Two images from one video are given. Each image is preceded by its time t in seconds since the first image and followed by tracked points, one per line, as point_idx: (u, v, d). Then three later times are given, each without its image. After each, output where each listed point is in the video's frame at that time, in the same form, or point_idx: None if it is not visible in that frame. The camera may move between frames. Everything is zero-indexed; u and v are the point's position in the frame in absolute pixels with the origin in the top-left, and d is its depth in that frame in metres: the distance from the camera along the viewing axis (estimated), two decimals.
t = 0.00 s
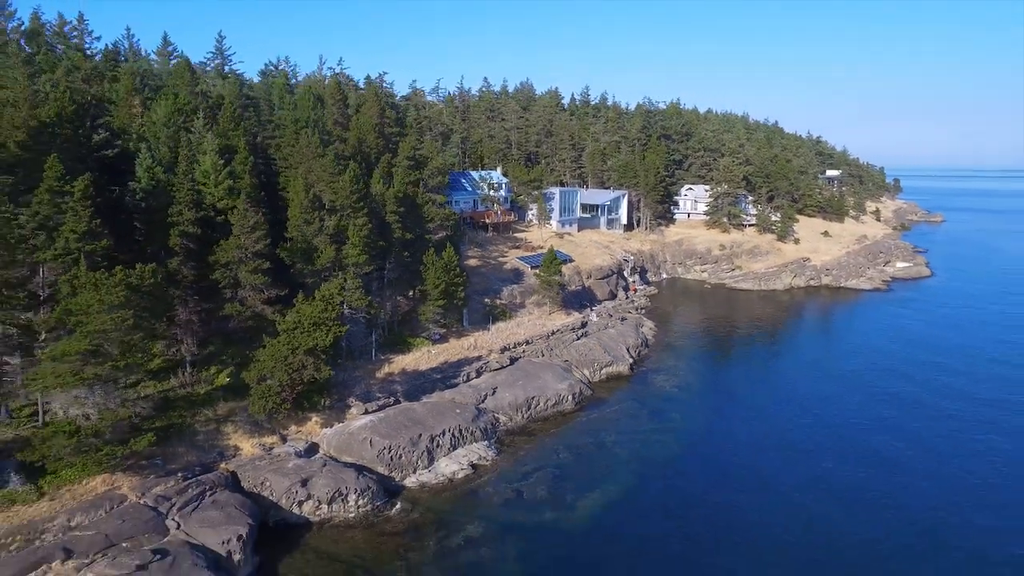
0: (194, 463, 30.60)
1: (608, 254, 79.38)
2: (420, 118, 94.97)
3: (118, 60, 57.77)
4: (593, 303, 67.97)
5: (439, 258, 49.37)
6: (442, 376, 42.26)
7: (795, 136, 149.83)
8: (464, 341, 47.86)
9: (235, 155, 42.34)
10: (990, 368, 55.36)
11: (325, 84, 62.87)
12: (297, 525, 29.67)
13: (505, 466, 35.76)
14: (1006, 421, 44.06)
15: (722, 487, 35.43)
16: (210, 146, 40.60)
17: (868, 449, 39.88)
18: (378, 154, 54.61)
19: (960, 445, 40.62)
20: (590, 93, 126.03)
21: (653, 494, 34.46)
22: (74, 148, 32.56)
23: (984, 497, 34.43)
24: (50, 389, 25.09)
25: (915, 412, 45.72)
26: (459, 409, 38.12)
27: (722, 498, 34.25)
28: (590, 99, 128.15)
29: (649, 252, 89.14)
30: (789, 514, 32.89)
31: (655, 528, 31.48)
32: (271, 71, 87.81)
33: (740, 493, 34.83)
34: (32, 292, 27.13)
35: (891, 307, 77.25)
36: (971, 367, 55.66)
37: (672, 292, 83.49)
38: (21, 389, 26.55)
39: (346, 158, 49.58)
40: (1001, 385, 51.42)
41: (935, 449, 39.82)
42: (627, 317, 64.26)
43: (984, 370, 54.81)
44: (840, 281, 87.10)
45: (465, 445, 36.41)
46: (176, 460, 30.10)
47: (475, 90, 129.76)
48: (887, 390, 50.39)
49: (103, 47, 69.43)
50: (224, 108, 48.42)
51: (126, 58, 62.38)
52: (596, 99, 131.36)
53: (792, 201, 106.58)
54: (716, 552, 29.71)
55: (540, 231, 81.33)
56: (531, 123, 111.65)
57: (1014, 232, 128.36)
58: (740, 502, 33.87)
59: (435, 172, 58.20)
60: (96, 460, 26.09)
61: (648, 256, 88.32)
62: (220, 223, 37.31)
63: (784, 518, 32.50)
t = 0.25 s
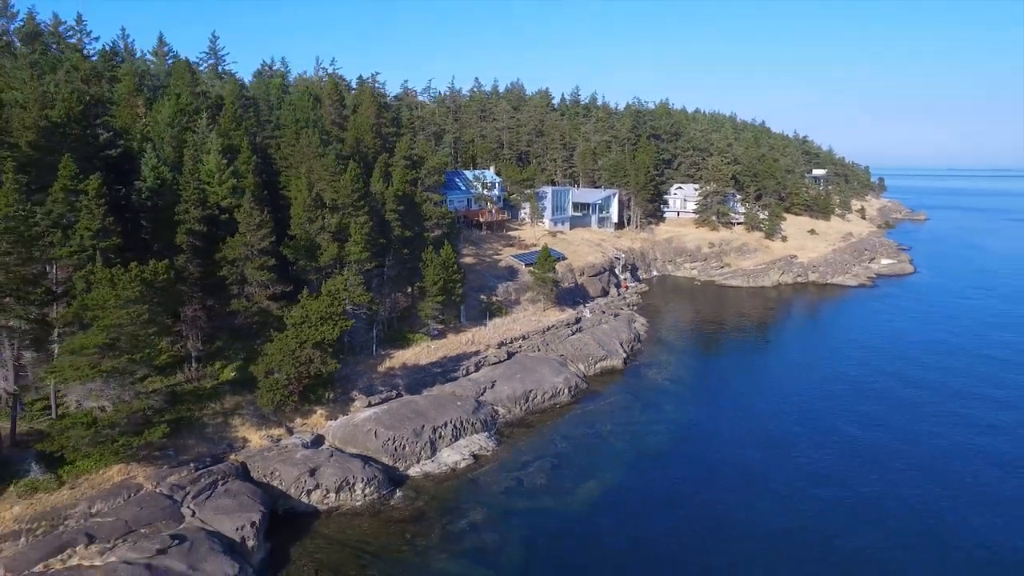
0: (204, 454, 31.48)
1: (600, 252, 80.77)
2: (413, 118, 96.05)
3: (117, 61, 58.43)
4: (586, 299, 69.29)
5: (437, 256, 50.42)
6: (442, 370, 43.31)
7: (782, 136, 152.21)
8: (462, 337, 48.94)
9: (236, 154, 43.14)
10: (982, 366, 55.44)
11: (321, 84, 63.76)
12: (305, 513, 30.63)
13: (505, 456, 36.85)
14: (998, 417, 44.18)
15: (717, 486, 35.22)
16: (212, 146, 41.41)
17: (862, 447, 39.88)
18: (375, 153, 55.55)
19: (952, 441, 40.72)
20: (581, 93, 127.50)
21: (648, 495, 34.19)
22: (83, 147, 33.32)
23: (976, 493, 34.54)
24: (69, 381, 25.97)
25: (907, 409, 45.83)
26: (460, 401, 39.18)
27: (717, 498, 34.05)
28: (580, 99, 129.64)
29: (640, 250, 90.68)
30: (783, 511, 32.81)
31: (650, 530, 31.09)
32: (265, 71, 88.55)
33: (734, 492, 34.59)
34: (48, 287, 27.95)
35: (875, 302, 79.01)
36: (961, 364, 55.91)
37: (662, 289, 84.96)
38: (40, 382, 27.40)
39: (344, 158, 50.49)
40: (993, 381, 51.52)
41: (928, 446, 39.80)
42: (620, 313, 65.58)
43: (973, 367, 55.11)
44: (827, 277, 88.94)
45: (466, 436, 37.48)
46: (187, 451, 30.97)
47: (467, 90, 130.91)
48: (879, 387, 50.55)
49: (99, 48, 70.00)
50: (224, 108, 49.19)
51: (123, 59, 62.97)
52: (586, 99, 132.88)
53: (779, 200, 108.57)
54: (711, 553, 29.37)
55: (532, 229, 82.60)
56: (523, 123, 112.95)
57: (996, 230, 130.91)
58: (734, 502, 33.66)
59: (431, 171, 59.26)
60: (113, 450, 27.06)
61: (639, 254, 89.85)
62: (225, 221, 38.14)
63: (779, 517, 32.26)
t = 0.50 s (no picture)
0: (215, 445, 32.45)
1: (591, 249, 82.23)
2: (405, 118, 97.04)
3: (114, 61, 59.01)
4: (578, 296, 70.70)
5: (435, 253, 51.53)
6: (441, 364, 44.47)
7: (769, 135, 154.64)
8: (460, 332, 50.09)
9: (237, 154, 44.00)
10: (965, 362, 56.73)
11: (317, 85, 64.63)
12: (313, 501, 31.66)
13: (504, 446, 38.04)
14: (980, 411, 45.36)
15: (715, 485, 35.41)
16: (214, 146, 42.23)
17: (855, 444, 40.38)
18: (372, 153, 56.56)
19: (942, 438, 41.39)
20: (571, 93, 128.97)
21: (647, 494, 34.28)
22: (92, 147, 34.11)
23: (968, 490, 35.04)
24: (87, 373, 26.86)
25: (893, 403, 46.92)
26: (460, 393, 40.32)
27: (715, 497, 34.21)
28: (570, 99, 131.08)
29: (630, 248, 92.28)
30: (781, 510, 33.11)
31: (650, 530, 31.12)
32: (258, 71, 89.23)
33: (732, 491, 34.79)
34: (65, 282, 28.85)
35: (859, 299, 81.00)
36: (945, 360, 57.18)
37: (652, 286, 86.54)
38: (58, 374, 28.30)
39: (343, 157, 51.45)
40: (975, 377, 52.75)
41: (914, 440, 40.82)
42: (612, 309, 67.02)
43: (960, 363, 55.99)
44: (812, 274, 90.95)
45: (467, 427, 38.65)
46: (198, 442, 31.93)
47: (457, 90, 132.01)
48: (869, 384, 51.32)
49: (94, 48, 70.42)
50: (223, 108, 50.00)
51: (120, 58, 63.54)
52: (576, 100, 134.41)
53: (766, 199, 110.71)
54: (706, 544, 30.08)
55: (525, 228, 83.90)
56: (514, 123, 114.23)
57: (975, 228, 134.04)
58: (733, 501, 33.85)
59: (427, 171, 60.36)
60: (129, 440, 27.89)
61: (629, 252, 91.43)
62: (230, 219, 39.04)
63: (777, 515, 32.53)
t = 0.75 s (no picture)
0: (223, 437, 33.32)
1: (582, 247, 83.51)
2: (397, 118, 97.77)
3: (109, 61, 59.39)
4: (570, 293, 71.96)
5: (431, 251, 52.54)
6: (440, 358, 45.51)
7: (756, 135, 156.81)
8: (457, 327, 51.14)
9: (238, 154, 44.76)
10: (947, 356, 58.41)
11: (312, 85, 65.34)
12: (319, 490, 32.60)
13: (502, 437, 39.13)
14: (960, 404, 46.92)
15: (708, 478, 36.23)
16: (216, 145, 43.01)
17: (840, 435, 41.80)
18: (368, 152, 57.43)
19: (923, 429, 42.90)
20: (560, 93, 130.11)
21: (640, 483, 35.44)
22: (99, 146, 34.82)
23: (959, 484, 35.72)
24: (101, 366, 27.66)
25: (876, 397, 48.41)
26: (459, 386, 41.38)
27: (709, 490, 35.00)
28: (559, 99, 132.26)
29: (620, 246, 93.67)
30: (776, 504, 33.64)
31: (646, 521, 31.87)
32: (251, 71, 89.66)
33: (725, 484, 35.61)
34: (77, 278, 29.76)
35: (844, 295, 82.86)
36: (927, 355, 58.87)
37: (642, 283, 87.94)
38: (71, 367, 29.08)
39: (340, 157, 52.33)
40: (956, 371, 54.43)
41: (896, 432, 42.27)
42: (604, 306, 68.30)
43: (941, 358, 57.70)
44: (799, 270, 92.77)
45: (466, 419, 39.73)
46: (207, 434, 32.80)
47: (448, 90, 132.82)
48: (853, 377, 52.84)
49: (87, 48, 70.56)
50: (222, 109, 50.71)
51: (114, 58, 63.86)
52: (565, 99, 135.61)
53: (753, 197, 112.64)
54: (698, 531, 31.21)
55: (517, 226, 85.01)
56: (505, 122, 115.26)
57: (956, 226, 136.86)
58: (726, 494, 34.67)
59: (422, 170, 61.29)
60: (142, 431, 28.93)
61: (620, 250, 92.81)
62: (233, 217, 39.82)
63: (766, 503, 33.78)
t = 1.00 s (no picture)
0: (230, 429, 34.27)
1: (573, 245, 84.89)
2: (389, 117, 98.64)
3: (106, 61, 59.86)
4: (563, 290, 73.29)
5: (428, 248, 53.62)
6: (438, 353, 46.62)
7: (743, 134, 159.15)
8: (453, 323, 52.27)
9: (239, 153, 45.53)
10: (927, 351, 60.30)
11: (307, 85, 66.09)
12: (325, 480, 33.61)
13: (500, 428, 40.33)
14: (939, 397, 48.66)
15: (699, 468, 37.55)
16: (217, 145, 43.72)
17: (825, 427, 43.31)
18: (364, 152, 58.38)
19: (904, 420, 44.52)
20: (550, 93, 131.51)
21: (634, 473, 36.69)
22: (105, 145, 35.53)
23: (937, 473, 37.12)
24: (116, 358, 28.48)
25: (860, 390, 50.04)
26: (458, 379, 42.52)
27: (700, 479, 36.34)
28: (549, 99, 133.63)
29: (610, 244, 95.18)
30: (764, 491, 35.07)
31: (639, 509, 33.18)
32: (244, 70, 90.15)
33: (715, 473, 36.98)
34: (89, 275, 30.83)
35: (829, 292, 84.85)
36: (908, 349, 60.71)
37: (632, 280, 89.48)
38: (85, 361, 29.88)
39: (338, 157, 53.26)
40: (936, 364, 56.25)
41: (878, 423, 43.86)
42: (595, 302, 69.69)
43: (921, 353, 59.55)
44: (785, 268, 94.73)
45: (465, 410, 40.89)
46: (215, 427, 33.73)
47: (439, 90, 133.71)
48: (837, 371, 54.49)
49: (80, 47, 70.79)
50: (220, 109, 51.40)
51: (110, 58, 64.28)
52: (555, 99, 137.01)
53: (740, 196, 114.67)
54: (689, 518, 32.54)
55: (509, 225, 86.21)
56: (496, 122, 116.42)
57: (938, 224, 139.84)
58: (716, 482, 36.04)
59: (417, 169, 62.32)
60: (154, 423, 29.74)
61: (610, 248, 94.30)
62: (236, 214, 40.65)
63: (754, 491, 35.19)
